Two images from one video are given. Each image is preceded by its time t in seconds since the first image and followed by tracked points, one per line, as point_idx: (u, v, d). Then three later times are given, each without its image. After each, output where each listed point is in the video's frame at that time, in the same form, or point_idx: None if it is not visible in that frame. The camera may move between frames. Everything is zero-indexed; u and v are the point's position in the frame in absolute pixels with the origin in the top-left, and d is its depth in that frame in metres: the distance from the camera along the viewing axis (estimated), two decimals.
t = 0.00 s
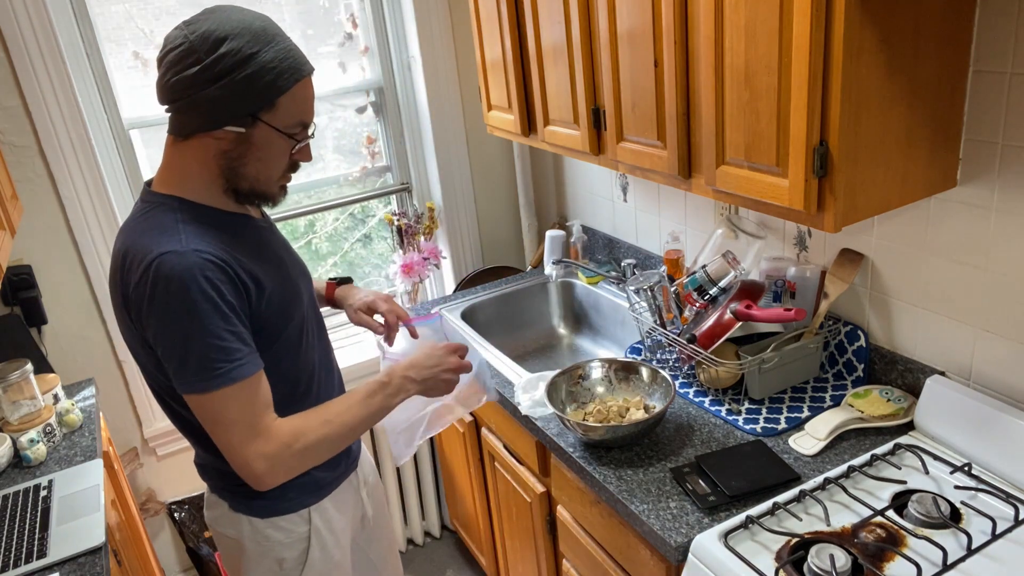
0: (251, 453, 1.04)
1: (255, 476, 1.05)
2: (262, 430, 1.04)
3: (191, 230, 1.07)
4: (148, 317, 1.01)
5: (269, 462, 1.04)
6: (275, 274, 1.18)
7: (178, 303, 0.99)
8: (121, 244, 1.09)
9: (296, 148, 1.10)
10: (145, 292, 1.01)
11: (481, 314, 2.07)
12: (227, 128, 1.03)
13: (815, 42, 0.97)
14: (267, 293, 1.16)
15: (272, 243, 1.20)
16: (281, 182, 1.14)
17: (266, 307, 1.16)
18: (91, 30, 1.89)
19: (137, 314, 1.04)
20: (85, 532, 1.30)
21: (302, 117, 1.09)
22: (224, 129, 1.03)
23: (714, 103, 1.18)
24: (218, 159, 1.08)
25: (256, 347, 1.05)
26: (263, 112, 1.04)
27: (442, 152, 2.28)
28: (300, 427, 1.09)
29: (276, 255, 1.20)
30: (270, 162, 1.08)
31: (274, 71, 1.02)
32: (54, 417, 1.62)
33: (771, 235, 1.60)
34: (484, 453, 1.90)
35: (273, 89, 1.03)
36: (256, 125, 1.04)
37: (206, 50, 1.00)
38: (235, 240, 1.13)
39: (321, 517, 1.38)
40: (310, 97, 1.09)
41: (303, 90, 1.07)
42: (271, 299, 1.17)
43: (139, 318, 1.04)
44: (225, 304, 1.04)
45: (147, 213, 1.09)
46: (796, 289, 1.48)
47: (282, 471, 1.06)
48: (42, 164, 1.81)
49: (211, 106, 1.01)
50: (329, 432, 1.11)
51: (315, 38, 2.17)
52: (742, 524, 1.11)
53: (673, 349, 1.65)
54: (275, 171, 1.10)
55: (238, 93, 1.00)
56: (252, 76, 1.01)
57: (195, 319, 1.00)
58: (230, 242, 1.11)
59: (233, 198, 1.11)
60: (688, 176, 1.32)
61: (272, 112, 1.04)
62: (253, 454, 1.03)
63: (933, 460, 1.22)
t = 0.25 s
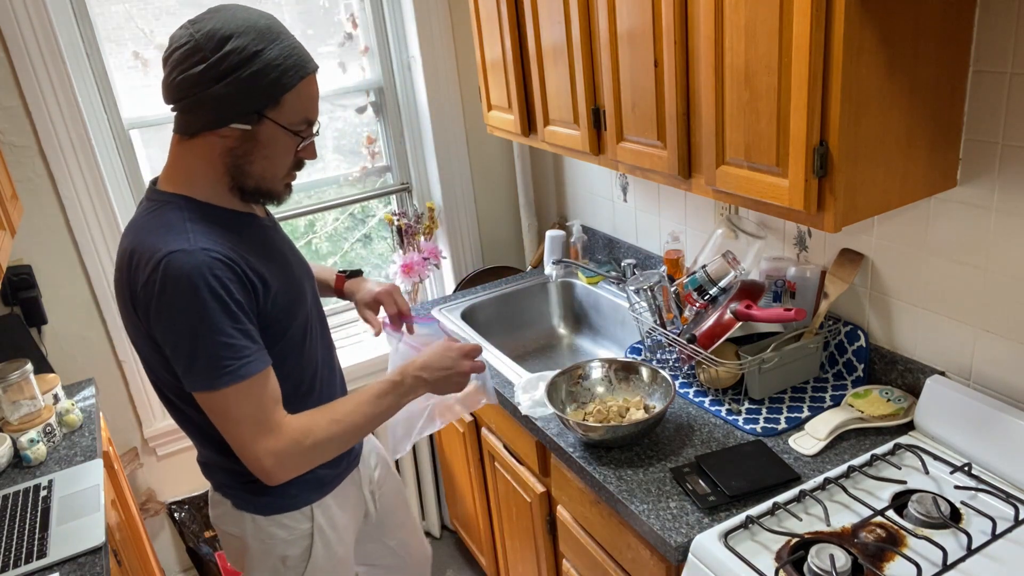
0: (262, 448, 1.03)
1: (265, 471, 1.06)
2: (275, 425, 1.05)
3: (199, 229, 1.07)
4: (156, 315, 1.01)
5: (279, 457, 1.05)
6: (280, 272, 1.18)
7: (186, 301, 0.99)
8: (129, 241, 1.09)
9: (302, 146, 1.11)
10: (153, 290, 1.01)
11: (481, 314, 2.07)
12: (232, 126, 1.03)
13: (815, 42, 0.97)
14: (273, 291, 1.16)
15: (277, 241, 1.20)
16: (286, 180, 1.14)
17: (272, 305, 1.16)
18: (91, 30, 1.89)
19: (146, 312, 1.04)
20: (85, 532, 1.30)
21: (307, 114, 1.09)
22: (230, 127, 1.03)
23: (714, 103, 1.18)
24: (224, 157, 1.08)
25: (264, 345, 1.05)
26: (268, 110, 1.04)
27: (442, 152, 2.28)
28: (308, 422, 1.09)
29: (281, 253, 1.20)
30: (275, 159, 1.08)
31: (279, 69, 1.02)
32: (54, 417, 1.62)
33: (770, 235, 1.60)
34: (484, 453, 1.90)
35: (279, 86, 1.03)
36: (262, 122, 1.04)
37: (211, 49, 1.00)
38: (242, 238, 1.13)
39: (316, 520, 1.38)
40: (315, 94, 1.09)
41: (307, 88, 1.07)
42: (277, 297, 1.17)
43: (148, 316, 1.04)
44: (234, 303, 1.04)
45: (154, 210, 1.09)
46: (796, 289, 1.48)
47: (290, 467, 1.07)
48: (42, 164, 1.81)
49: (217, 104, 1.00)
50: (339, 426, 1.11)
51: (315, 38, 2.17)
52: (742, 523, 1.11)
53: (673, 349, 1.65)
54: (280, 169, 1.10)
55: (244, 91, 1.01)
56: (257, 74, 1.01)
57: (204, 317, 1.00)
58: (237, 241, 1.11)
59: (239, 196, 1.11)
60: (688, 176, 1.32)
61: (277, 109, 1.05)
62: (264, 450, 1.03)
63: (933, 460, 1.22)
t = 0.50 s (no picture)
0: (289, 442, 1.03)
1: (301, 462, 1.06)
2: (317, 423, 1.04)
3: (234, 222, 1.07)
4: (195, 305, 1.02)
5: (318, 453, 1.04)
6: (310, 265, 1.18)
7: (224, 291, 1.00)
8: (164, 234, 1.09)
9: (332, 138, 1.11)
10: (191, 280, 1.01)
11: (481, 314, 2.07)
12: (265, 119, 1.04)
13: (815, 42, 0.97)
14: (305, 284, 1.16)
15: (307, 234, 1.20)
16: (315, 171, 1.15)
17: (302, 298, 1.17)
18: (91, 30, 1.89)
19: (181, 305, 1.05)
20: (85, 532, 1.30)
21: (337, 107, 1.09)
22: (263, 121, 1.04)
23: (714, 103, 1.18)
24: (257, 151, 1.08)
25: (300, 335, 1.06)
26: (299, 103, 1.04)
27: (442, 152, 2.28)
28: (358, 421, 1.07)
29: (310, 246, 1.20)
30: (305, 151, 1.09)
31: (310, 63, 1.03)
32: (54, 417, 1.62)
33: (770, 235, 1.60)
34: (484, 453, 1.90)
35: (310, 80, 1.03)
36: (294, 116, 1.04)
37: (245, 44, 1.01)
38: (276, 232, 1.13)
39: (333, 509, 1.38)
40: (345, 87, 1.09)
41: (338, 81, 1.07)
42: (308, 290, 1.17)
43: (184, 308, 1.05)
44: (270, 296, 1.04)
45: (190, 202, 1.09)
46: (796, 289, 1.48)
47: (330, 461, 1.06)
48: (42, 164, 1.81)
49: (250, 98, 1.01)
50: (386, 432, 1.08)
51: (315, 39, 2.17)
52: (742, 523, 1.11)
53: (673, 349, 1.65)
54: (310, 161, 1.11)
55: (275, 85, 1.01)
56: (289, 68, 1.01)
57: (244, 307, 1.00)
58: (272, 233, 1.12)
59: (270, 188, 1.12)
60: (688, 176, 1.32)
61: (308, 103, 1.05)
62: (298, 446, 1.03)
63: (933, 460, 1.22)
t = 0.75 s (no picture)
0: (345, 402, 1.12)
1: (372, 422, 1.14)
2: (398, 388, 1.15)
3: (295, 199, 1.11)
4: (264, 275, 1.07)
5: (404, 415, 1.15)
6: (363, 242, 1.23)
7: (293, 264, 1.05)
8: (226, 212, 1.14)
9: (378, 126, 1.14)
10: (259, 251, 1.07)
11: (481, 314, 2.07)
12: (314, 108, 1.07)
13: (815, 42, 0.97)
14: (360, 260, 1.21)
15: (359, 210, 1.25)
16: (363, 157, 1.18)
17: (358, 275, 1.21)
18: (91, 30, 1.89)
19: (248, 279, 1.10)
20: (85, 532, 1.30)
21: (383, 96, 1.11)
22: (313, 109, 1.07)
23: (714, 103, 1.18)
24: (307, 137, 1.12)
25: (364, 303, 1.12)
26: (347, 92, 1.07)
27: (442, 152, 2.28)
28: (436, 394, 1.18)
29: (362, 225, 1.24)
30: (354, 138, 1.12)
31: (357, 53, 1.06)
32: (54, 417, 1.62)
33: (770, 235, 1.60)
34: (484, 453, 1.90)
35: (355, 70, 1.06)
36: (341, 104, 1.08)
37: (296, 35, 1.04)
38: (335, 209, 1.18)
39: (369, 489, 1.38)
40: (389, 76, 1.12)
41: (383, 70, 1.10)
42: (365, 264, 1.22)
43: (251, 282, 1.10)
44: (335, 268, 1.10)
45: (251, 182, 1.13)
46: (796, 289, 1.48)
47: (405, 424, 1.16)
48: (42, 164, 1.81)
49: (300, 88, 1.05)
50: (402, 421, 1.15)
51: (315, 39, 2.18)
52: (742, 523, 1.11)
53: (673, 349, 1.64)
54: (359, 147, 1.14)
55: (324, 75, 1.04)
56: (338, 58, 1.04)
57: (313, 277, 1.06)
58: (331, 210, 1.16)
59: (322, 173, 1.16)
60: (688, 176, 1.32)
61: (354, 92, 1.08)
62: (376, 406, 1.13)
63: (933, 460, 1.22)
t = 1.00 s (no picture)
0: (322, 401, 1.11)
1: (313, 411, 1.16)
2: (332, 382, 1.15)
3: (319, 172, 1.16)
4: (264, 236, 1.12)
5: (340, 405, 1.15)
6: (395, 232, 1.24)
7: (287, 227, 1.09)
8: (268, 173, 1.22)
9: (410, 101, 1.13)
10: (266, 213, 1.12)
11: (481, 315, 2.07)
12: (341, 84, 1.11)
13: (815, 42, 0.97)
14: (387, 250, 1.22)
15: (393, 203, 1.26)
16: (401, 135, 1.18)
17: (385, 265, 1.22)
18: (91, 30, 1.89)
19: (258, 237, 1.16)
20: (85, 532, 1.30)
21: (411, 68, 1.10)
22: (341, 85, 1.11)
23: (714, 103, 1.18)
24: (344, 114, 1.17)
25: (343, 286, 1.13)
26: (369, 67, 1.08)
27: (442, 152, 2.28)
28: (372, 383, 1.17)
29: (399, 214, 1.26)
30: (384, 114, 1.13)
31: (375, 27, 1.07)
32: (54, 417, 1.62)
33: (770, 235, 1.60)
34: (484, 453, 1.90)
35: (372, 45, 1.07)
36: (364, 79, 1.09)
37: (321, 17, 1.09)
38: (367, 192, 1.21)
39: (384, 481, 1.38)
40: (415, 50, 1.10)
41: (408, 42, 1.09)
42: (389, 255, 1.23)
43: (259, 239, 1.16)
44: (329, 244, 1.12)
45: (296, 150, 1.20)
46: (796, 289, 1.48)
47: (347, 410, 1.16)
48: (41, 164, 1.80)
49: (326, 65, 1.09)
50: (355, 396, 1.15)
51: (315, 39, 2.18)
52: (742, 524, 1.11)
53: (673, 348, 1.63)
54: (391, 124, 1.15)
55: (343, 51, 1.07)
56: (353, 33, 1.07)
57: (302, 248, 1.09)
58: (360, 192, 1.19)
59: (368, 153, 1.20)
60: (688, 176, 1.32)
61: (375, 67, 1.08)
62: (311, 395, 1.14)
63: (933, 460, 1.22)
